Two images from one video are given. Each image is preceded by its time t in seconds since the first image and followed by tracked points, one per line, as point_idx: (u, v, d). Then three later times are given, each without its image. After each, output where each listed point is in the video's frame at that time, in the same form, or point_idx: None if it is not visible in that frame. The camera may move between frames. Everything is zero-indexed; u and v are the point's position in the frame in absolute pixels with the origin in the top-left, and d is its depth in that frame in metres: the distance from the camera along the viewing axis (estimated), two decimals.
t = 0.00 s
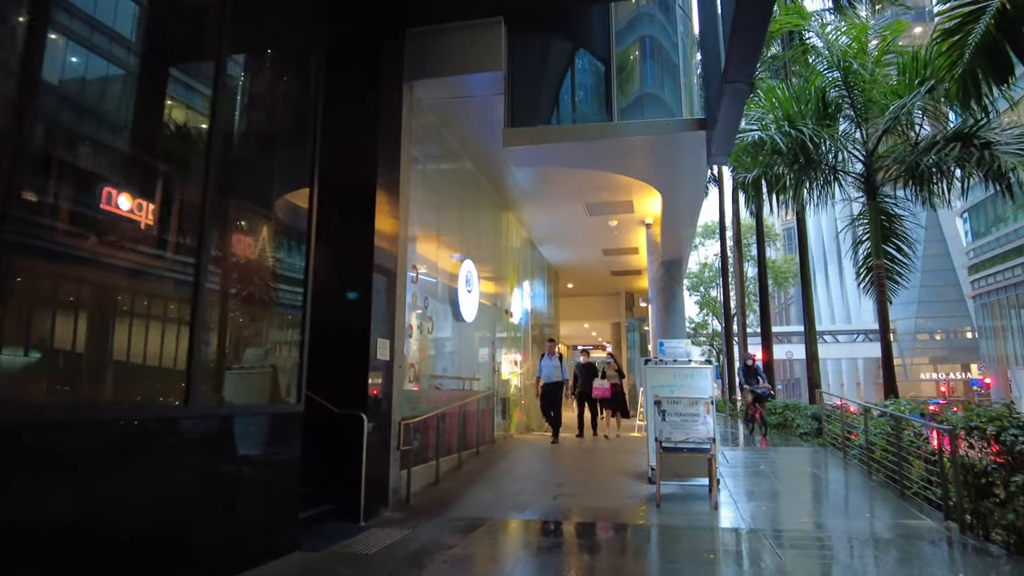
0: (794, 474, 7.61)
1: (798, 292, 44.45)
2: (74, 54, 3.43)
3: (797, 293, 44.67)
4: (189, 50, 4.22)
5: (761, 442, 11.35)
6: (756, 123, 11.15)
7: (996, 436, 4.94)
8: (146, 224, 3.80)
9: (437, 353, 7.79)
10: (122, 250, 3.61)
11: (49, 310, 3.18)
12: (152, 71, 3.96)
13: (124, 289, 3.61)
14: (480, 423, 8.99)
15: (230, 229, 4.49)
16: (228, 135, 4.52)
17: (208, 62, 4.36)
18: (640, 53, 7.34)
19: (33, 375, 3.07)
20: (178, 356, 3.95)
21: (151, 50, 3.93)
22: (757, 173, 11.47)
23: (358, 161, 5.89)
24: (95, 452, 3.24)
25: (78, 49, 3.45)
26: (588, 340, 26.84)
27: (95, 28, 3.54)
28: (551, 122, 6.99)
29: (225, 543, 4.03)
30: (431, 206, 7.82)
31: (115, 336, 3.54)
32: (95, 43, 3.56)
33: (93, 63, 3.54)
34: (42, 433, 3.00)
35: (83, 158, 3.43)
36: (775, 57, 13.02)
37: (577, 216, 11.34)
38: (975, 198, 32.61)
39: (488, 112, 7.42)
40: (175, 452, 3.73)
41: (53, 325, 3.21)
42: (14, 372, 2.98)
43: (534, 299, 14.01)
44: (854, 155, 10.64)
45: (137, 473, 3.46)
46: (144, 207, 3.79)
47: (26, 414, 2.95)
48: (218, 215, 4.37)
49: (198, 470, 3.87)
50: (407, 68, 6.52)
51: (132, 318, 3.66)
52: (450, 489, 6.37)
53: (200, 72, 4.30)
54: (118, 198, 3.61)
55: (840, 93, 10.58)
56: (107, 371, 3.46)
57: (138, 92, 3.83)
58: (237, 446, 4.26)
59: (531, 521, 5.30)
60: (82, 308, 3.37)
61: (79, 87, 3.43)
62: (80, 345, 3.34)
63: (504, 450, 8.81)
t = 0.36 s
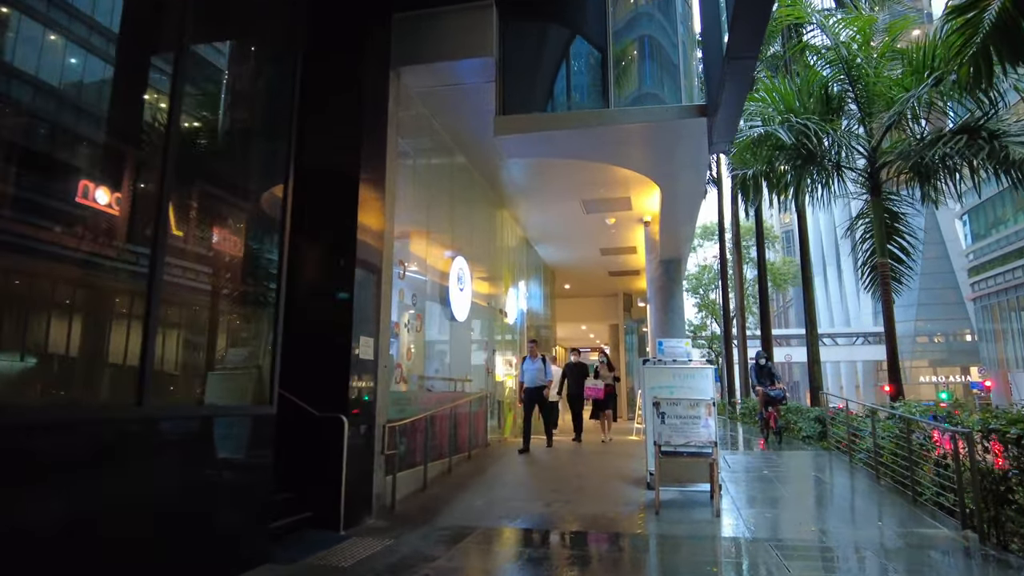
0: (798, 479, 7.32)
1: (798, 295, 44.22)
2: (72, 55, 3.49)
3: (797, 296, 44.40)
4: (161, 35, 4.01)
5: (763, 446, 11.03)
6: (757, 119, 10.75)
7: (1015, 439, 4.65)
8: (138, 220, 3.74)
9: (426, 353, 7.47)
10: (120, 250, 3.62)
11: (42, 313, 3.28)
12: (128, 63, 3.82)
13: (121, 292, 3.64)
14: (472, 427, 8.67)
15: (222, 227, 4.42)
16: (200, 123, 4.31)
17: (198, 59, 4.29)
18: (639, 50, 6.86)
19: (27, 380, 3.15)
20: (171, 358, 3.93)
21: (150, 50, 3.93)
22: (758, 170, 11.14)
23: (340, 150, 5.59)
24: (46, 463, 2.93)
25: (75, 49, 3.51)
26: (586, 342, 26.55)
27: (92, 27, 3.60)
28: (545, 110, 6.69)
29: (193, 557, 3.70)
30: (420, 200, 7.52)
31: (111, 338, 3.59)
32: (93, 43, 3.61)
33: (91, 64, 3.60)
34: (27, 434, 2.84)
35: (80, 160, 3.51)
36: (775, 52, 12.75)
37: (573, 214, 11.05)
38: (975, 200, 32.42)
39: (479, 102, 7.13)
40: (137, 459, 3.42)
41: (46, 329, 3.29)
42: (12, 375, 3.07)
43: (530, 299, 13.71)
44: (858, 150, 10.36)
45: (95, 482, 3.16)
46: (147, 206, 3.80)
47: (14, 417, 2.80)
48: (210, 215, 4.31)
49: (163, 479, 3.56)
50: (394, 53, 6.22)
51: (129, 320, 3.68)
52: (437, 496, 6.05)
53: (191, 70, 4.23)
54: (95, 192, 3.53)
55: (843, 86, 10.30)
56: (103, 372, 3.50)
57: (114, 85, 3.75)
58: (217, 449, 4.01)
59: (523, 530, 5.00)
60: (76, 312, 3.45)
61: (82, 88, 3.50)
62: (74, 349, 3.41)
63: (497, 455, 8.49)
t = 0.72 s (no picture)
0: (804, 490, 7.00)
1: (796, 298, 43.96)
2: (69, 57, 3.34)
3: (795, 300, 44.16)
4: (133, 12, 3.63)
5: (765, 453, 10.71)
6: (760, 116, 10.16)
7: None
8: (118, 217, 3.50)
9: (414, 358, 7.13)
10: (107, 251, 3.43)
11: (38, 316, 3.12)
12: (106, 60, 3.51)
13: (108, 295, 3.43)
14: (464, 435, 8.34)
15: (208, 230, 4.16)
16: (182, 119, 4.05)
17: (188, 63, 4.14)
18: (636, 52, 6.59)
19: (19, 385, 3.00)
20: (160, 364, 3.75)
21: (138, 44, 3.69)
22: (758, 166, 10.67)
23: (320, 143, 5.27)
24: None
25: (72, 51, 3.35)
26: (583, 346, 26.24)
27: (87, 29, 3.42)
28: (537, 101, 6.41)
29: None
30: (408, 198, 7.20)
31: (101, 343, 3.37)
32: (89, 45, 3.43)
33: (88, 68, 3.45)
34: None
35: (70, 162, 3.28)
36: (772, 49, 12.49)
37: (568, 215, 10.76)
38: (974, 202, 32.20)
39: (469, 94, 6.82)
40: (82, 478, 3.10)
41: (40, 333, 3.13)
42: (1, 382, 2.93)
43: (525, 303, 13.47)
44: (860, 149, 10.04)
45: (34, 505, 2.83)
46: (140, 210, 3.67)
47: None
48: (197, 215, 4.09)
49: (115, 499, 3.25)
50: (379, 43, 5.94)
51: (115, 326, 3.47)
52: (423, 509, 5.71)
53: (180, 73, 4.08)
54: (72, 191, 3.27)
55: (845, 83, 9.99)
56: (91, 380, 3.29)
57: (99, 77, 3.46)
58: (195, 458, 3.84)
59: (512, 548, 4.68)
60: (75, 316, 3.25)
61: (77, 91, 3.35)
62: (70, 355, 3.20)
63: (489, 465, 8.17)
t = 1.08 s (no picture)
0: (813, 496, 6.67)
1: (797, 299, 43.63)
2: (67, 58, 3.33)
3: (796, 302, 43.84)
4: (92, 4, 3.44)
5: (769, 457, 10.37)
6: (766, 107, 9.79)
7: None
8: (98, 211, 3.42)
9: (405, 356, 6.80)
10: (100, 253, 3.43)
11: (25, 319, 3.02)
12: (77, 38, 3.37)
13: (103, 295, 3.43)
14: (457, 437, 8.02)
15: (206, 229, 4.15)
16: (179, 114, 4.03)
17: (186, 62, 4.15)
18: (637, 50, 6.18)
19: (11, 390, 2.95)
20: (157, 365, 3.78)
21: (117, 32, 3.64)
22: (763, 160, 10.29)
23: (299, 126, 4.97)
24: None
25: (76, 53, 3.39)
26: (582, 347, 25.92)
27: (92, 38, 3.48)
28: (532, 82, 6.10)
29: None
30: (399, 189, 6.90)
31: (92, 344, 3.37)
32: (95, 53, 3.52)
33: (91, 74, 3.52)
34: None
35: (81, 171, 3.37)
36: (775, 43, 12.22)
37: (567, 211, 10.46)
38: (977, 203, 31.86)
39: (460, 77, 6.51)
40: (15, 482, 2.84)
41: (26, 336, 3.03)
42: None
43: (523, 303, 13.18)
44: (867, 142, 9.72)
45: None
46: (122, 204, 3.57)
47: None
48: (194, 214, 4.08)
49: (55, 505, 3.01)
50: (365, 24, 5.64)
51: (111, 326, 3.47)
52: (411, 517, 5.37)
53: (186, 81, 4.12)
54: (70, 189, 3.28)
55: (851, 75, 9.70)
56: (85, 381, 3.32)
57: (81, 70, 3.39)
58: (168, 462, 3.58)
59: (502, 559, 4.34)
60: (59, 317, 3.20)
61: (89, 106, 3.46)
62: (60, 357, 3.21)
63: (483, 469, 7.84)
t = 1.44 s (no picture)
0: (821, 499, 6.38)
1: (796, 299, 43.40)
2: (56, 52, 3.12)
3: (796, 302, 43.56)
4: None
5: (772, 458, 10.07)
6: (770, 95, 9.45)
7: None
8: (74, 199, 3.15)
9: (394, 352, 6.49)
10: (99, 251, 3.25)
11: (16, 316, 2.83)
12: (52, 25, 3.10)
13: (99, 294, 3.24)
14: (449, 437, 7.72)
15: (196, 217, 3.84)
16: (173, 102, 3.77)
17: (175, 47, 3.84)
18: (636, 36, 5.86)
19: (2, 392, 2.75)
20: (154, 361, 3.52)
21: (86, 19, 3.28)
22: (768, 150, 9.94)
23: (278, 105, 4.69)
24: None
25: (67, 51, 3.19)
26: (580, 347, 25.66)
27: (73, 25, 3.22)
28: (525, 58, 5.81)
29: None
30: (388, 176, 6.60)
31: (88, 346, 3.18)
32: (92, 51, 3.33)
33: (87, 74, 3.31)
34: None
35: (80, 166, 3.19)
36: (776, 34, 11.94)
37: (564, 204, 10.17)
38: (978, 202, 31.62)
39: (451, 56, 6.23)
40: None
41: (19, 333, 2.85)
42: None
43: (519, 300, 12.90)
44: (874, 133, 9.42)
45: None
46: (103, 192, 3.29)
47: None
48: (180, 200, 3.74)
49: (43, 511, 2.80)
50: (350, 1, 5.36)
51: (107, 326, 3.29)
52: (396, 521, 5.07)
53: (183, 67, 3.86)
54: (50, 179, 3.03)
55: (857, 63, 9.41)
56: (81, 381, 3.12)
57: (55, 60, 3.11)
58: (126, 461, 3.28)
59: (492, 567, 4.03)
60: (56, 314, 3.01)
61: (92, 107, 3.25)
62: (58, 357, 3.01)
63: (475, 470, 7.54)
